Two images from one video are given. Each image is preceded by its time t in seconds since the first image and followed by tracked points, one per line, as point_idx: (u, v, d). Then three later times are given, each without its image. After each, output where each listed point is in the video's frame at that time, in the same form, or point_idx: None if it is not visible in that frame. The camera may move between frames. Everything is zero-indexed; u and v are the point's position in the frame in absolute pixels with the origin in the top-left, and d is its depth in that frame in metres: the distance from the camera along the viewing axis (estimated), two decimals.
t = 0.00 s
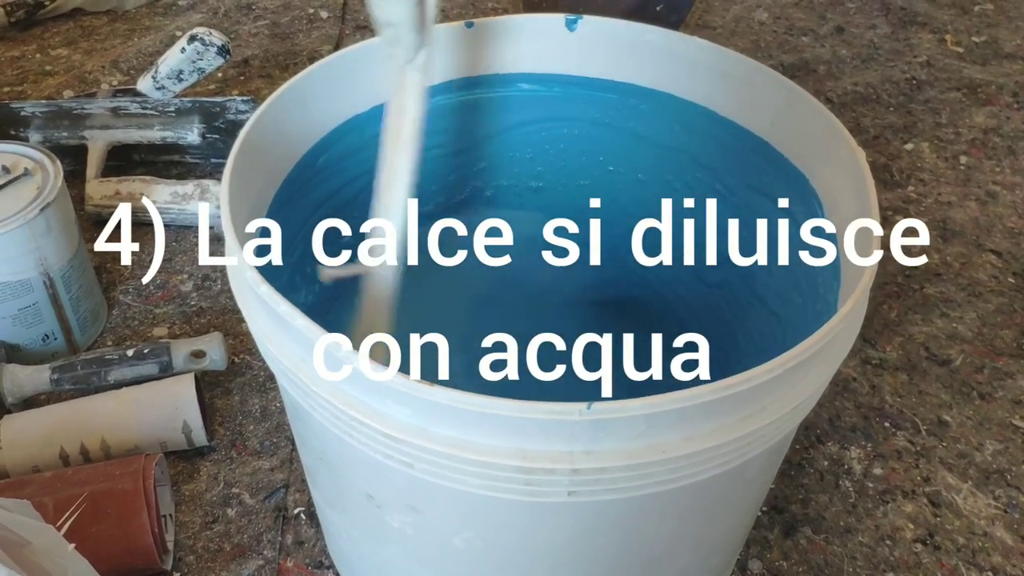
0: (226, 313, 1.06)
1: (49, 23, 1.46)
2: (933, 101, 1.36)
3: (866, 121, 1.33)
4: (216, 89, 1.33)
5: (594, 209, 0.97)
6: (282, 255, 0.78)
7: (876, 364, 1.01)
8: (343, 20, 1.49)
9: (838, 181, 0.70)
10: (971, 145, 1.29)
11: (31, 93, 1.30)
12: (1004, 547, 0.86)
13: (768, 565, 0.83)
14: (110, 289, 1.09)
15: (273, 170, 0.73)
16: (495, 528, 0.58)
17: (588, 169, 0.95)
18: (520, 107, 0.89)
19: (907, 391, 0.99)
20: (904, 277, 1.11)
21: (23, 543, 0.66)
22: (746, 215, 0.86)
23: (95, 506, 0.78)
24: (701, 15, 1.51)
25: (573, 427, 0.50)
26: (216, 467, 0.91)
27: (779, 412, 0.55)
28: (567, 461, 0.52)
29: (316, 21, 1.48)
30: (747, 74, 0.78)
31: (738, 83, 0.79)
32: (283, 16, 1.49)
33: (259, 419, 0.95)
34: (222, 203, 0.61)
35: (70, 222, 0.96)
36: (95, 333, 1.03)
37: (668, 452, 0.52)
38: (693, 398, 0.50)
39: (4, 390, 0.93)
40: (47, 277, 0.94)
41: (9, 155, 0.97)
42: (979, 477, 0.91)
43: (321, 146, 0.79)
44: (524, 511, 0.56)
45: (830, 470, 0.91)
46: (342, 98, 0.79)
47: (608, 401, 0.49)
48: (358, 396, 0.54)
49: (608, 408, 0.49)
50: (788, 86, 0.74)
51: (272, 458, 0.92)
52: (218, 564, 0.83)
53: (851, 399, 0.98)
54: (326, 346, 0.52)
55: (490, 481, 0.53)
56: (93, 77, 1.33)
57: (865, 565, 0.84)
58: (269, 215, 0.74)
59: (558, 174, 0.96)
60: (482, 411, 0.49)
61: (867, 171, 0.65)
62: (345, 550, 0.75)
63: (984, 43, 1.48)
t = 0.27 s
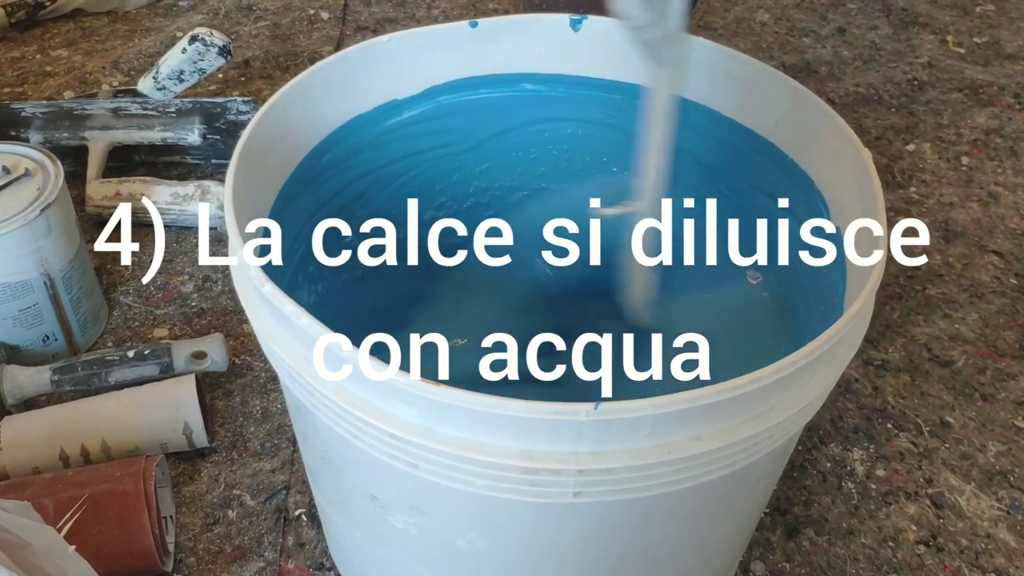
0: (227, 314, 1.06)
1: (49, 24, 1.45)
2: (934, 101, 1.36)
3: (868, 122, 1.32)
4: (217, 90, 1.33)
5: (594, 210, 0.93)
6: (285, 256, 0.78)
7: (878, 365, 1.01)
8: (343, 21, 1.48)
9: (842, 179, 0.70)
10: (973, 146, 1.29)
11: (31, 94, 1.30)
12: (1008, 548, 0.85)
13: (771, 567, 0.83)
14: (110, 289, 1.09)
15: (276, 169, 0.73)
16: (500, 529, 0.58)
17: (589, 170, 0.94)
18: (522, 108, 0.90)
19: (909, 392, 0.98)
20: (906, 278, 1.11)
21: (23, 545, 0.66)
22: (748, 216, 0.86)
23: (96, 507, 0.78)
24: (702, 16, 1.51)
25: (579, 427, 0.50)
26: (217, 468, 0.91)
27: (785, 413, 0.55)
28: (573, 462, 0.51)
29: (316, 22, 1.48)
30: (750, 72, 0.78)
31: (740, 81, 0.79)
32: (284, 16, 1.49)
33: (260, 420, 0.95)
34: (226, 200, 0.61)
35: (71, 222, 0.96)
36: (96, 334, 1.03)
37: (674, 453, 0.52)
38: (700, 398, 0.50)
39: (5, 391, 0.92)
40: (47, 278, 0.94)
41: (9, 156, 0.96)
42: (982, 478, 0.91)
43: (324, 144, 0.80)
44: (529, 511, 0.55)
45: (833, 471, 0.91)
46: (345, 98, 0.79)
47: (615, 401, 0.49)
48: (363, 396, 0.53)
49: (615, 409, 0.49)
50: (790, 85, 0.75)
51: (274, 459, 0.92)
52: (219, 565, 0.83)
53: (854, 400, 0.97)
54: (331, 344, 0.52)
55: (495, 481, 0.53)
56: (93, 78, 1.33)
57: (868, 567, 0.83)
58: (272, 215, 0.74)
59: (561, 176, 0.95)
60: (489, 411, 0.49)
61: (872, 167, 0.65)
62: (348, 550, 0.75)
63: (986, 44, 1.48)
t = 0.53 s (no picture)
0: (228, 313, 1.06)
1: (50, 23, 1.45)
2: (936, 101, 1.36)
3: (870, 122, 1.32)
4: (218, 90, 1.33)
5: (594, 210, 0.98)
6: (285, 255, 0.77)
7: (881, 366, 1.01)
8: (344, 21, 1.48)
9: (846, 180, 0.70)
10: (975, 146, 1.29)
11: (32, 93, 1.30)
12: (1011, 549, 0.85)
13: (773, 567, 0.83)
14: (111, 289, 1.09)
15: (276, 169, 0.73)
16: (500, 530, 0.58)
17: (590, 169, 0.95)
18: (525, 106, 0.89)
19: (912, 392, 0.98)
20: (908, 278, 1.11)
21: (23, 545, 0.66)
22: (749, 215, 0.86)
23: (97, 507, 0.78)
24: (704, 16, 1.51)
25: (581, 427, 0.49)
26: (218, 468, 0.91)
27: (788, 412, 0.55)
28: (574, 462, 0.51)
29: (317, 22, 1.48)
30: (753, 72, 0.77)
31: (744, 81, 0.79)
32: (285, 16, 1.49)
33: (261, 421, 0.95)
34: (225, 200, 0.61)
35: (72, 222, 0.96)
36: (97, 334, 1.02)
37: (675, 454, 0.52)
38: (701, 398, 0.49)
39: (6, 390, 0.92)
40: (48, 278, 0.94)
41: (10, 155, 0.96)
42: (985, 479, 0.91)
43: (325, 144, 0.79)
44: (531, 512, 0.55)
45: (835, 471, 0.91)
46: (346, 97, 0.79)
47: (616, 402, 0.49)
48: (364, 397, 0.53)
49: (616, 409, 0.48)
50: (793, 85, 0.74)
51: (275, 459, 0.91)
52: (220, 566, 0.83)
53: (856, 400, 0.97)
54: (331, 344, 0.52)
55: (496, 482, 0.53)
56: (94, 78, 1.33)
57: (871, 567, 0.83)
58: (273, 215, 0.73)
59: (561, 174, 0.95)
60: (489, 411, 0.49)
61: (875, 168, 0.64)
62: (349, 551, 0.74)
63: (988, 44, 1.47)
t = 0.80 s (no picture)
0: (227, 313, 1.05)
1: (49, 23, 1.45)
2: (937, 101, 1.36)
3: (870, 122, 1.32)
4: (217, 90, 1.33)
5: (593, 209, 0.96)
6: (285, 255, 0.77)
7: (881, 366, 1.01)
8: (344, 21, 1.48)
9: (848, 179, 0.70)
10: (976, 146, 1.29)
11: (31, 93, 1.30)
12: (1012, 549, 0.85)
13: (773, 568, 0.83)
14: (110, 289, 1.08)
15: (275, 169, 0.72)
16: (500, 529, 0.57)
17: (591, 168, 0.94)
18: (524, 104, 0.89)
19: (912, 392, 0.98)
20: (909, 278, 1.11)
21: (21, 545, 0.65)
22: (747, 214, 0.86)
23: (95, 508, 0.78)
24: (704, 16, 1.50)
25: (581, 426, 0.49)
26: (217, 468, 0.90)
27: (788, 412, 0.54)
28: (575, 462, 0.51)
29: (317, 21, 1.48)
30: (754, 71, 0.77)
31: (745, 80, 0.79)
32: (284, 16, 1.49)
33: (260, 421, 0.95)
34: (224, 200, 0.60)
35: (70, 221, 0.95)
36: (95, 334, 1.02)
37: (677, 452, 0.51)
38: (702, 398, 0.49)
39: (4, 391, 0.92)
40: (46, 278, 0.94)
41: (8, 155, 0.96)
42: (985, 479, 0.90)
43: (324, 144, 0.79)
44: (531, 511, 0.55)
45: (836, 472, 0.91)
46: (345, 96, 0.78)
47: (617, 400, 0.48)
48: (363, 396, 0.53)
49: (617, 407, 0.48)
50: (795, 84, 0.74)
51: (273, 459, 0.91)
52: (219, 567, 0.82)
53: (857, 400, 0.97)
54: (331, 342, 0.51)
55: (497, 482, 0.53)
56: (93, 78, 1.33)
57: (872, 568, 0.83)
58: (273, 213, 0.73)
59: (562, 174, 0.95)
60: (490, 410, 0.49)
61: (876, 168, 0.64)
62: (348, 551, 0.74)
63: (988, 44, 1.47)
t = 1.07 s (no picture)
0: (229, 312, 1.05)
1: (50, 22, 1.45)
2: (937, 100, 1.36)
3: (871, 121, 1.32)
4: (219, 89, 1.32)
5: (593, 210, 0.97)
6: (287, 253, 0.77)
7: (883, 364, 1.01)
8: (345, 20, 1.48)
9: (850, 179, 0.70)
10: (977, 145, 1.29)
11: (32, 92, 1.30)
12: (1013, 548, 0.85)
13: (776, 566, 0.83)
14: (112, 288, 1.08)
15: (277, 168, 0.72)
16: (503, 529, 0.57)
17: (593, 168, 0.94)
18: (527, 103, 0.89)
19: (913, 391, 0.98)
20: (910, 277, 1.11)
21: (24, 544, 0.66)
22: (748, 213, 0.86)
23: (98, 506, 0.78)
24: (704, 15, 1.50)
25: (585, 426, 0.49)
26: (219, 467, 0.90)
27: (791, 411, 0.54)
28: (578, 461, 0.51)
29: (318, 20, 1.48)
30: (756, 70, 0.77)
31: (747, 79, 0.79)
32: (285, 15, 1.49)
33: (262, 420, 0.95)
34: (227, 198, 0.60)
35: (72, 220, 0.95)
36: (97, 333, 1.02)
37: (680, 452, 0.52)
38: (706, 397, 0.49)
39: (6, 390, 0.92)
40: (48, 277, 0.94)
41: (11, 154, 0.96)
42: (987, 478, 0.90)
43: (326, 143, 0.79)
44: (534, 511, 0.55)
45: (838, 470, 0.91)
46: (347, 96, 0.78)
47: (620, 400, 0.48)
48: (366, 395, 0.53)
49: (620, 407, 0.48)
50: (797, 84, 0.74)
51: (276, 458, 0.91)
52: (221, 565, 0.82)
53: (858, 399, 0.97)
54: (333, 342, 0.51)
55: (500, 481, 0.53)
56: (94, 77, 1.33)
57: (874, 566, 0.83)
58: (275, 212, 0.74)
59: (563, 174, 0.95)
60: (493, 410, 0.49)
61: (879, 168, 0.64)
62: (351, 550, 0.74)
63: (989, 43, 1.47)
